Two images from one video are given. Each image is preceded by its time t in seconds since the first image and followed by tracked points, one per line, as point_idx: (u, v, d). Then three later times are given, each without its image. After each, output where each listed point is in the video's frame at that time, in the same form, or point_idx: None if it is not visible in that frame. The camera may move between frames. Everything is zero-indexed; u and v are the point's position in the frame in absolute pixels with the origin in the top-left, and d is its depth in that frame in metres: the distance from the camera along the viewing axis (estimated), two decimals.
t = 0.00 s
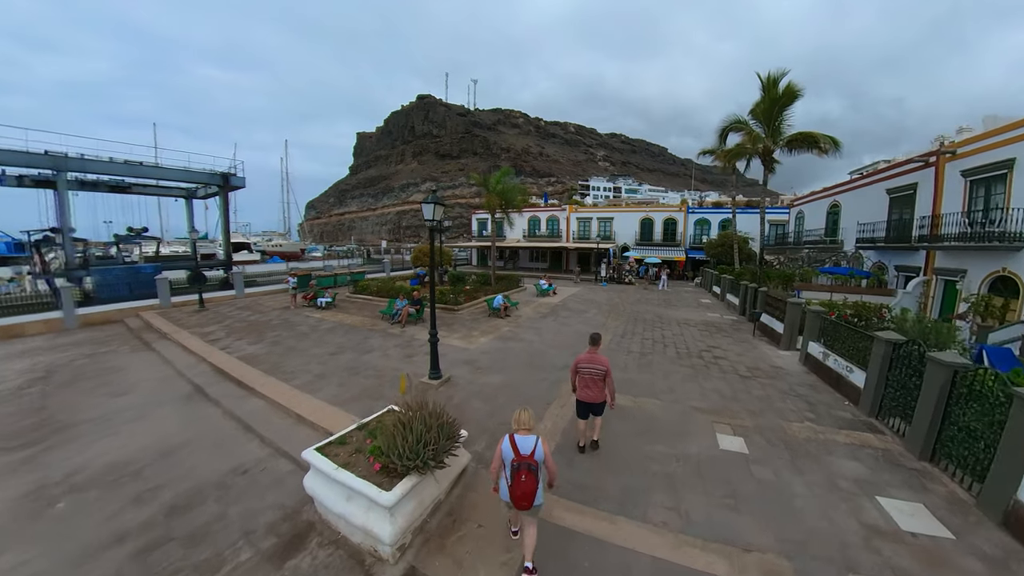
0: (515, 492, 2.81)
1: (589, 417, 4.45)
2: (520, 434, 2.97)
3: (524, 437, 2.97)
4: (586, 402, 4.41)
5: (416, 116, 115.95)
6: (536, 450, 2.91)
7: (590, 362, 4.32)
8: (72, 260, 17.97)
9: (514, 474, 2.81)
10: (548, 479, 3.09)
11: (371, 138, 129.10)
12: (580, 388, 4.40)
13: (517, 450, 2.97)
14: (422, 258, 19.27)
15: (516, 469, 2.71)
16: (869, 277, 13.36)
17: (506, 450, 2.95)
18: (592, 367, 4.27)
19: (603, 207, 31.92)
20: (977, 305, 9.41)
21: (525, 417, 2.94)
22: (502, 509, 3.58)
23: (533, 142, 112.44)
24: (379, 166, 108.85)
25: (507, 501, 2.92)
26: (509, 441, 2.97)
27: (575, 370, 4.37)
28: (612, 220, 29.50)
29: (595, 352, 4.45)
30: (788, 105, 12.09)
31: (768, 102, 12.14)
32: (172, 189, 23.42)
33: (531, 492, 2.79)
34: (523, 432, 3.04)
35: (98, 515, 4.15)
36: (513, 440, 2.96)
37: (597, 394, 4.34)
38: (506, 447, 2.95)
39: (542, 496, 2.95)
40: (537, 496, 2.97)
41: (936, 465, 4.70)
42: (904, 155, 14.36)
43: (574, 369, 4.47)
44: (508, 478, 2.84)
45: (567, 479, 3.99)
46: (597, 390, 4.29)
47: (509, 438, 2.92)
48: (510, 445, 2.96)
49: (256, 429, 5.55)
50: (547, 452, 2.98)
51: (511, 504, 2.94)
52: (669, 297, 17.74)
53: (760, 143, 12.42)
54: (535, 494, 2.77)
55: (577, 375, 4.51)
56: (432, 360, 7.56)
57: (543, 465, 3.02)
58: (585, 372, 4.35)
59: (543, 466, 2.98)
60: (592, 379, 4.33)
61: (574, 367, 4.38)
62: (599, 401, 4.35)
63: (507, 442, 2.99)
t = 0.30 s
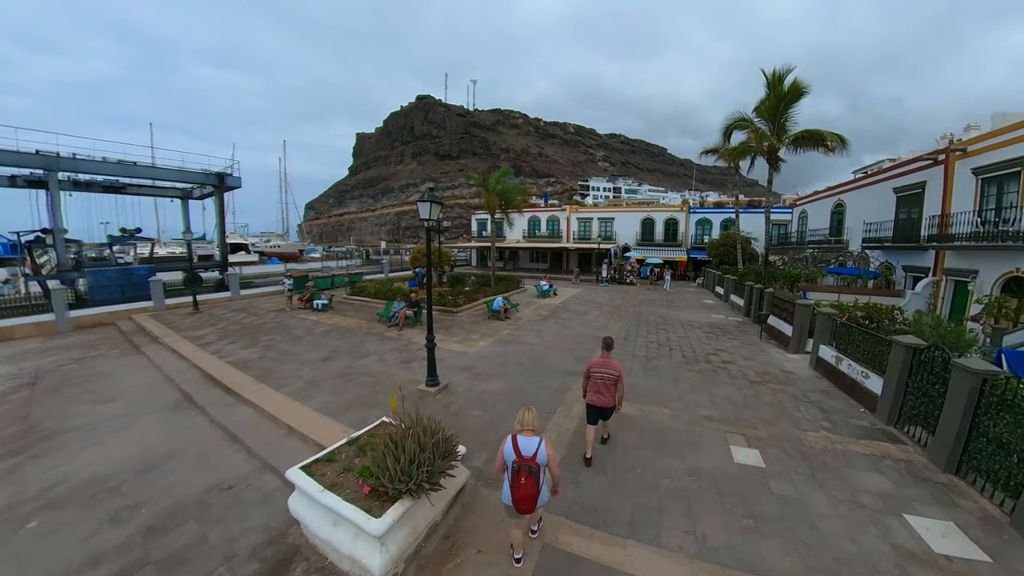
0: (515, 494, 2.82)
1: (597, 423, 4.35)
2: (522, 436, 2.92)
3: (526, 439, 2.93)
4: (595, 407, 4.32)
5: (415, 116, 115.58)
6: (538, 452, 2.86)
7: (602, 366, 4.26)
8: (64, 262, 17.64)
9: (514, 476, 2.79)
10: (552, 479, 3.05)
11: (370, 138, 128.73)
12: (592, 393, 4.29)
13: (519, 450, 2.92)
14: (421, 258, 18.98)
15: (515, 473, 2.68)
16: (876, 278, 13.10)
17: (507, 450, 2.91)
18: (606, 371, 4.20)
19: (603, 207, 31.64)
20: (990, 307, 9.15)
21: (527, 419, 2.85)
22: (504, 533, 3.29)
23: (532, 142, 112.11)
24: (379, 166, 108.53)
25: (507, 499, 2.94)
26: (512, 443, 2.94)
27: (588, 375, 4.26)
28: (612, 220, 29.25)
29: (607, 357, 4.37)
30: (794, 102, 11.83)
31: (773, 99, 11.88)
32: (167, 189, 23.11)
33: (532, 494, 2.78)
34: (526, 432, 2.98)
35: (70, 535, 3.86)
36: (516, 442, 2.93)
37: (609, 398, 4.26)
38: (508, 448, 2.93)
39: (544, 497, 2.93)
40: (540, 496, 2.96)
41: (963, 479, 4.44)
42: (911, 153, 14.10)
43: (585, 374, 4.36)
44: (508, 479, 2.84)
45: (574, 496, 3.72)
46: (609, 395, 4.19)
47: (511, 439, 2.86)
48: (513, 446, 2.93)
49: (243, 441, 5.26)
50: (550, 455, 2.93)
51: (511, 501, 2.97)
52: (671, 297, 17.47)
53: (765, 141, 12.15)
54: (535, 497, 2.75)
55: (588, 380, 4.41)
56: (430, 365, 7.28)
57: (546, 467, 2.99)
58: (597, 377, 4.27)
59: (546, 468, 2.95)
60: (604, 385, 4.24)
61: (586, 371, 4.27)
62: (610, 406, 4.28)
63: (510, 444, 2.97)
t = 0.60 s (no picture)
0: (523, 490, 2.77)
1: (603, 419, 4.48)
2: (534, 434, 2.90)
3: (538, 437, 2.90)
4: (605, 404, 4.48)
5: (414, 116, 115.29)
6: (549, 451, 2.83)
7: (613, 365, 4.39)
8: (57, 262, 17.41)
9: (523, 473, 2.75)
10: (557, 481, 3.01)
11: (369, 138, 128.40)
12: (603, 390, 4.39)
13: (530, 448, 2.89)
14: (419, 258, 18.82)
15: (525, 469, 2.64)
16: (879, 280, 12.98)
17: (519, 446, 2.87)
18: (620, 369, 4.34)
19: (603, 207, 31.50)
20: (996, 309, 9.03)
21: (542, 418, 2.81)
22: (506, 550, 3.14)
23: (531, 142, 111.89)
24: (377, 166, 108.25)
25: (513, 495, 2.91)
26: (523, 440, 2.91)
27: (601, 372, 4.36)
28: (612, 220, 29.12)
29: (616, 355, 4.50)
30: (797, 101, 11.70)
31: (776, 98, 11.76)
32: (163, 189, 22.88)
33: (539, 492, 2.74)
34: (538, 430, 2.95)
35: (52, 551, 3.70)
36: (528, 439, 2.90)
37: (617, 396, 4.42)
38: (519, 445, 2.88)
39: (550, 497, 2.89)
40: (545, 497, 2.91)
41: (977, 489, 4.30)
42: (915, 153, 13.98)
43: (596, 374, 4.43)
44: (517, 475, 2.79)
45: (578, 510, 3.57)
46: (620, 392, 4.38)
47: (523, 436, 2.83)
48: (524, 443, 2.89)
49: (235, 451, 5.12)
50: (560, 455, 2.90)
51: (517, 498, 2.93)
52: (672, 298, 17.33)
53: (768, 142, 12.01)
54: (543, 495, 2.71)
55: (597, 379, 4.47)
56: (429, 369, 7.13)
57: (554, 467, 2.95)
58: (609, 376, 4.40)
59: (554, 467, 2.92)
60: (615, 383, 4.39)
61: (599, 371, 4.38)
62: (618, 402, 4.44)
63: (521, 441, 2.93)
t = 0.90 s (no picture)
0: (533, 484, 2.86)
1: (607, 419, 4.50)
2: (541, 429, 3.00)
3: (545, 431, 3.01)
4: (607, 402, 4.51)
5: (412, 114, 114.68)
6: (556, 443, 2.96)
7: (615, 364, 4.43)
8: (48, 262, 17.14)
9: (534, 467, 2.85)
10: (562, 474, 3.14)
11: (366, 137, 127.94)
12: (604, 389, 4.43)
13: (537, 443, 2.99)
14: (417, 258, 18.62)
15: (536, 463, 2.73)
16: (882, 279, 12.85)
17: (527, 441, 2.97)
18: (620, 368, 4.37)
19: (602, 206, 31.31)
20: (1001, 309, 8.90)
21: (549, 413, 2.90)
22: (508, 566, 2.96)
23: (529, 140, 111.54)
24: (375, 165, 107.78)
25: (521, 488, 3.02)
26: (530, 435, 2.99)
27: (602, 371, 4.40)
28: (611, 219, 28.95)
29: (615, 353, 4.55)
30: (800, 98, 11.55)
31: (779, 96, 11.61)
32: (157, 188, 22.59)
33: (549, 484, 2.85)
34: (544, 425, 3.05)
35: (28, 567, 3.52)
36: (534, 434, 3.00)
37: (620, 395, 4.43)
38: (528, 440, 2.97)
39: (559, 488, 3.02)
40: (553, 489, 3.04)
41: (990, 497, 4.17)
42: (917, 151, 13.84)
43: (599, 374, 4.44)
44: (527, 471, 2.88)
45: (581, 521, 3.40)
46: (623, 388, 4.46)
47: (532, 430, 2.93)
48: (532, 439, 2.98)
49: (225, 458, 4.94)
50: (566, 448, 3.04)
51: (525, 490, 3.05)
52: (672, 298, 17.19)
53: (770, 139, 11.85)
54: (554, 487, 2.83)
55: (599, 379, 4.48)
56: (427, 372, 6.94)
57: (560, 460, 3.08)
58: (612, 374, 4.44)
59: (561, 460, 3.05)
60: (618, 380, 4.44)
61: (601, 371, 4.41)
62: (621, 400, 4.47)
63: (528, 436, 3.02)
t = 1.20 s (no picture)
0: (537, 491, 2.84)
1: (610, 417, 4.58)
2: (540, 434, 2.95)
3: (544, 437, 2.96)
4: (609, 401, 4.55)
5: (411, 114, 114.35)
6: (556, 448, 2.92)
7: (614, 364, 4.43)
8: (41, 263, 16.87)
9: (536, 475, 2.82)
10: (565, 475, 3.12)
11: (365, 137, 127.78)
12: (604, 388, 4.48)
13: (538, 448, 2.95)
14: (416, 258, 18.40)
15: (538, 472, 2.71)
16: (887, 280, 12.66)
17: (527, 448, 2.92)
18: (619, 368, 4.39)
19: (602, 206, 31.12)
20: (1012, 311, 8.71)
21: (547, 419, 2.84)
22: None
23: (529, 140, 111.26)
24: (374, 165, 107.55)
25: (525, 494, 2.99)
26: (530, 442, 2.94)
27: (600, 372, 4.44)
28: (612, 219, 28.76)
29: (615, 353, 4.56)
30: (805, 96, 11.36)
31: (783, 94, 11.42)
32: (152, 188, 22.34)
33: (553, 489, 2.83)
34: (543, 429, 2.99)
35: None
36: (534, 440, 2.94)
37: (621, 393, 4.48)
38: (528, 447, 2.92)
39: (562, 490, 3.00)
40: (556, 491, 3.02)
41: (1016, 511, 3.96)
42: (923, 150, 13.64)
43: (598, 374, 4.48)
44: (529, 478, 2.84)
45: (587, 542, 3.18)
46: (624, 387, 4.48)
47: (532, 437, 2.88)
48: (531, 445, 2.93)
49: (213, 472, 4.72)
50: (567, 450, 3.00)
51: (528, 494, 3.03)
52: (674, 298, 16.98)
53: (774, 138, 11.65)
54: (557, 492, 2.81)
55: (599, 379, 4.52)
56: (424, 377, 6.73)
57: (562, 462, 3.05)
58: (612, 374, 4.45)
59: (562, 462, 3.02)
60: (618, 379, 4.46)
61: (600, 371, 4.44)
62: (623, 398, 4.51)
63: (527, 442, 2.97)
